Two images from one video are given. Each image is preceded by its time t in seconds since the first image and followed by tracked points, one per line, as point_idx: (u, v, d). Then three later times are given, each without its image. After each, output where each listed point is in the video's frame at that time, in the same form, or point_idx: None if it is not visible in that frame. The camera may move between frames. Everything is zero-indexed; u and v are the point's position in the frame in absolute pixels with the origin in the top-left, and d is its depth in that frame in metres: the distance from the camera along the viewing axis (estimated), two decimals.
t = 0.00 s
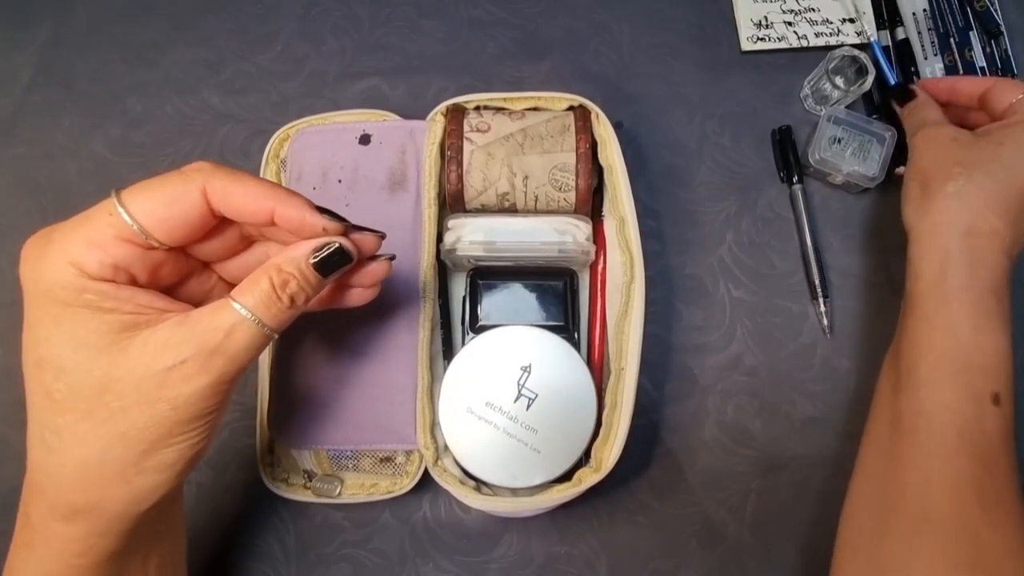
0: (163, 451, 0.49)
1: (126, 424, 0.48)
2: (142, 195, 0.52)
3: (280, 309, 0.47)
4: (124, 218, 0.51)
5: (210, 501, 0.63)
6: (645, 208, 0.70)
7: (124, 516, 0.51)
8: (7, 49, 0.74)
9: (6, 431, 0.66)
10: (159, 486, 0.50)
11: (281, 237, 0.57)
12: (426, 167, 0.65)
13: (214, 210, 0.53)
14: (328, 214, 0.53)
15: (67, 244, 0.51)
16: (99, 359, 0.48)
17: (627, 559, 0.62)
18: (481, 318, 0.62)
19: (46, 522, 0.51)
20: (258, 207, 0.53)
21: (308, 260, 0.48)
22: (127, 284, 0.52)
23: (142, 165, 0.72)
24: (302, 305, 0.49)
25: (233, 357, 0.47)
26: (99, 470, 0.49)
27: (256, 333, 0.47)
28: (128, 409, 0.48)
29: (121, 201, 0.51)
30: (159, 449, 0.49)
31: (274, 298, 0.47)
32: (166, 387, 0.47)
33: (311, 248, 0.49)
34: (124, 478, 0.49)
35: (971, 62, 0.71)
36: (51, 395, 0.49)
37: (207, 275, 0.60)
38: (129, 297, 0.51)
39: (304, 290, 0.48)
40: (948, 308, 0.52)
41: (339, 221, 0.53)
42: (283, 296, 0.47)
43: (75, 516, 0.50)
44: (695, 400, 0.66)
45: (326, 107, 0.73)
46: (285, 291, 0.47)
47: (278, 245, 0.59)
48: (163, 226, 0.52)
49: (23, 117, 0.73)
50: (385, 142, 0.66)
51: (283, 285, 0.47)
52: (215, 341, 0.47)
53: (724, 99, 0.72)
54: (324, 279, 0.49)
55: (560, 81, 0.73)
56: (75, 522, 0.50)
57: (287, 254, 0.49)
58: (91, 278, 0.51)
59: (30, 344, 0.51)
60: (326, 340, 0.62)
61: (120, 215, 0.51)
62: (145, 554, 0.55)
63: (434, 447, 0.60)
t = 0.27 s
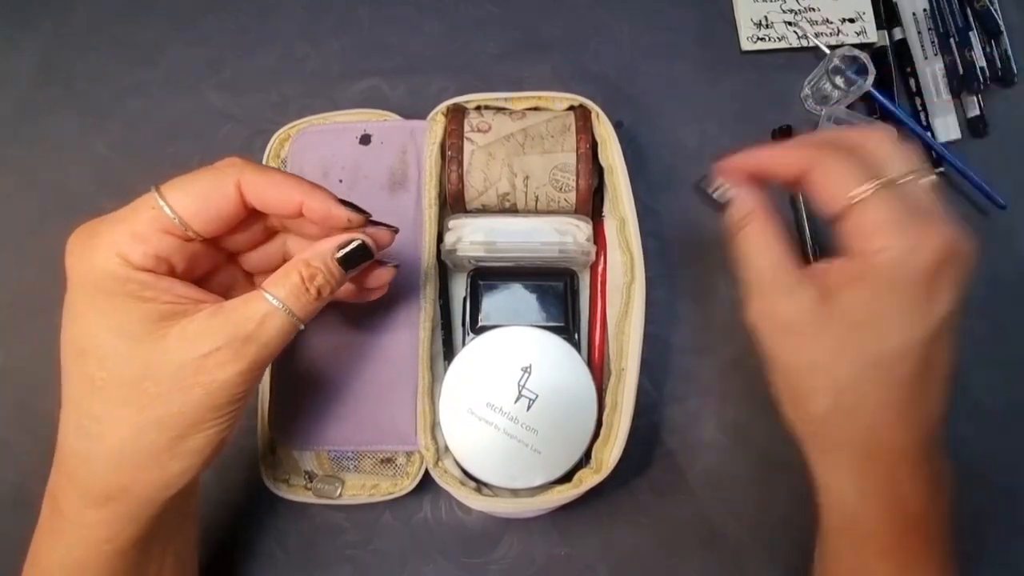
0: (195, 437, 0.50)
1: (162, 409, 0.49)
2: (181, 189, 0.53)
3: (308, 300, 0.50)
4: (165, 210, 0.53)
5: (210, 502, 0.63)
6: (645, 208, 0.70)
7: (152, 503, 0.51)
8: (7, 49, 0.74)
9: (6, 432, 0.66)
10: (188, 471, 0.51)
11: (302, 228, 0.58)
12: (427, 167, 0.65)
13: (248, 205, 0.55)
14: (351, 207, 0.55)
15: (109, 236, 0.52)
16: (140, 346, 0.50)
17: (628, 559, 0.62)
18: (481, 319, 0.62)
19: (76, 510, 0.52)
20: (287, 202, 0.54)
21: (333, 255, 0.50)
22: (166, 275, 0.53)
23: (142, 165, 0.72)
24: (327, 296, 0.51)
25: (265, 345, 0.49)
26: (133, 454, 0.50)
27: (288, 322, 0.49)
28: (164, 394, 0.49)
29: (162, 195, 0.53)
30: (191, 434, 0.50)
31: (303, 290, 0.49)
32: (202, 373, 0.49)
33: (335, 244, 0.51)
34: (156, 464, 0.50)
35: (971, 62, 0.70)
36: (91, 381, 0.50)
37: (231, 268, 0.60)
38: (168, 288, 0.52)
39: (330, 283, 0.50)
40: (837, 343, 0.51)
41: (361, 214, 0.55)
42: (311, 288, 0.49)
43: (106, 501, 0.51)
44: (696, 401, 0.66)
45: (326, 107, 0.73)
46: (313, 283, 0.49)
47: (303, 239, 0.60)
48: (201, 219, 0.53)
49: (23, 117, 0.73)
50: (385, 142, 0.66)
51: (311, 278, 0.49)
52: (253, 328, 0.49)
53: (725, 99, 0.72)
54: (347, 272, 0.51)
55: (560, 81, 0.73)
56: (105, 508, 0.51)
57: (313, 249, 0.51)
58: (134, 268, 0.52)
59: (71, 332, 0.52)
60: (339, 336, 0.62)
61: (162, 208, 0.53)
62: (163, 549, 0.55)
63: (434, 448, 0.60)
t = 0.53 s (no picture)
0: (197, 436, 0.50)
1: (165, 408, 0.49)
2: (186, 188, 0.53)
3: (309, 300, 0.49)
4: (169, 209, 0.53)
5: (208, 503, 0.63)
6: (645, 208, 0.70)
7: (153, 502, 0.51)
8: (8, 50, 0.74)
9: (6, 432, 0.66)
10: (190, 470, 0.51)
11: (302, 227, 0.59)
12: (426, 167, 0.65)
13: (252, 203, 0.55)
14: (350, 205, 0.56)
15: (114, 236, 0.52)
16: (144, 345, 0.50)
17: (627, 560, 0.62)
18: (481, 319, 0.62)
19: (77, 509, 0.51)
20: (291, 201, 0.54)
21: (334, 253, 0.51)
22: (170, 275, 0.53)
23: (143, 166, 0.72)
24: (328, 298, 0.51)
25: (268, 346, 0.49)
26: (135, 452, 0.50)
27: (289, 320, 0.49)
28: (166, 394, 0.49)
29: (166, 194, 0.53)
30: (194, 434, 0.50)
31: (305, 289, 0.49)
32: (204, 373, 0.49)
33: (335, 243, 0.51)
34: (160, 463, 0.50)
35: (971, 62, 0.70)
36: (93, 380, 0.50)
37: (234, 269, 0.60)
38: (173, 288, 0.52)
39: (331, 283, 0.50)
40: (723, 394, 0.45)
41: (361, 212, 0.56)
42: (313, 288, 0.49)
43: (109, 500, 0.51)
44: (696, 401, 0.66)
45: (326, 107, 0.73)
46: (315, 283, 0.49)
47: (302, 238, 0.60)
48: (205, 218, 0.54)
49: (23, 118, 0.73)
50: (385, 142, 0.66)
51: (312, 278, 0.49)
52: (252, 329, 0.48)
53: (724, 99, 0.72)
54: (348, 270, 0.51)
55: (560, 81, 0.73)
56: (107, 507, 0.51)
57: (313, 249, 0.51)
58: (138, 268, 0.52)
59: (74, 331, 0.52)
60: (340, 335, 0.62)
61: (166, 207, 0.53)
62: (163, 545, 0.55)
63: (434, 448, 0.60)
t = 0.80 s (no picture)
0: (204, 442, 0.50)
1: (174, 413, 0.49)
2: (200, 194, 0.53)
3: (316, 304, 0.50)
4: (183, 214, 0.53)
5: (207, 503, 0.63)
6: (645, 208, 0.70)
7: (159, 506, 0.51)
8: (8, 50, 0.74)
9: (7, 432, 0.66)
10: (196, 475, 0.51)
11: (312, 235, 0.58)
12: (427, 167, 0.65)
13: (265, 210, 0.55)
14: (362, 212, 0.56)
15: (126, 240, 0.53)
16: (156, 350, 0.50)
17: (627, 559, 0.62)
18: (481, 319, 0.62)
19: (83, 511, 0.51)
20: (303, 208, 0.54)
21: (342, 257, 0.50)
22: (181, 281, 0.53)
23: (143, 166, 0.72)
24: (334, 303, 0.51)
25: (276, 351, 0.49)
26: (142, 456, 0.50)
27: (296, 324, 0.49)
28: (176, 397, 0.49)
29: (179, 199, 0.53)
30: (202, 439, 0.50)
31: (312, 293, 0.49)
32: (214, 378, 0.49)
33: (343, 247, 0.51)
34: (166, 468, 0.50)
35: (971, 62, 0.70)
36: (104, 383, 0.50)
37: (243, 274, 0.60)
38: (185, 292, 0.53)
39: (338, 288, 0.50)
40: (640, 363, 0.46)
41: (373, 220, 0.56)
42: (319, 292, 0.49)
43: (116, 504, 0.51)
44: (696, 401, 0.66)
45: (326, 107, 0.73)
46: (322, 286, 0.49)
47: (312, 244, 0.60)
48: (218, 223, 0.54)
49: (23, 118, 0.73)
50: (385, 142, 0.66)
51: (319, 282, 0.49)
52: (261, 334, 0.49)
53: (724, 100, 0.72)
54: (355, 274, 0.51)
55: (560, 81, 0.73)
56: (114, 510, 0.51)
57: (321, 252, 0.51)
58: (151, 273, 0.52)
59: (85, 334, 0.52)
60: (346, 337, 0.62)
61: (179, 212, 0.53)
62: (167, 546, 0.55)
63: (434, 448, 0.60)
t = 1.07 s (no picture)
0: (213, 454, 0.51)
1: (184, 425, 0.49)
2: (215, 202, 0.53)
3: (327, 315, 0.50)
4: (198, 223, 0.53)
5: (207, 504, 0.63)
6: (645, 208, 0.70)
7: (165, 517, 0.52)
8: (7, 49, 0.74)
9: (8, 432, 0.66)
10: (203, 487, 0.51)
11: (327, 245, 0.58)
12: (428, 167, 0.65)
13: (280, 220, 0.55)
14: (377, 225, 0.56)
15: (140, 247, 0.53)
16: (168, 361, 0.50)
17: (627, 559, 0.62)
18: (481, 320, 0.62)
19: (91, 518, 0.52)
20: (318, 218, 0.55)
21: (353, 270, 0.50)
22: (194, 290, 0.53)
23: (143, 166, 0.72)
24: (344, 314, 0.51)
25: (287, 363, 0.50)
26: (150, 467, 0.50)
27: (306, 335, 0.49)
28: (186, 410, 0.49)
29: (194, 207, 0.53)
30: (210, 450, 0.50)
31: (323, 304, 0.49)
32: (224, 392, 0.49)
33: (355, 256, 0.51)
34: (175, 478, 0.51)
35: (971, 62, 0.70)
36: (115, 394, 0.50)
37: (255, 282, 0.60)
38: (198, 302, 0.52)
39: (348, 299, 0.50)
40: (618, 349, 0.50)
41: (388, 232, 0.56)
42: (330, 303, 0.49)
43: (124, 513, 0.51)
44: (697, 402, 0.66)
45: (327, 108, 0.73)
46: (333, 297, 0.50)
47: (325, 253, 0.60)
48: (232, 232, 0.54)
49: (23, 117, 0.73)
50: (385, 143, 0.67)
51: (331, 292, 0.50)
52: (271, 345, 0.49)
53: (724, 100, 0.73)
54: (366, 285, 0.51)
55: (560, 81, 0.73)
56: (121, 521, 0.52)
57: (333, 261, 0.51)
58: (164, 282, 0.52)
59: (97, 342, 0.52)
60: (355, 343, 0.62)
61: (195, 220, 0.53)
62: (172, 553, 0.55)
63: (434, 449, 0.60)
